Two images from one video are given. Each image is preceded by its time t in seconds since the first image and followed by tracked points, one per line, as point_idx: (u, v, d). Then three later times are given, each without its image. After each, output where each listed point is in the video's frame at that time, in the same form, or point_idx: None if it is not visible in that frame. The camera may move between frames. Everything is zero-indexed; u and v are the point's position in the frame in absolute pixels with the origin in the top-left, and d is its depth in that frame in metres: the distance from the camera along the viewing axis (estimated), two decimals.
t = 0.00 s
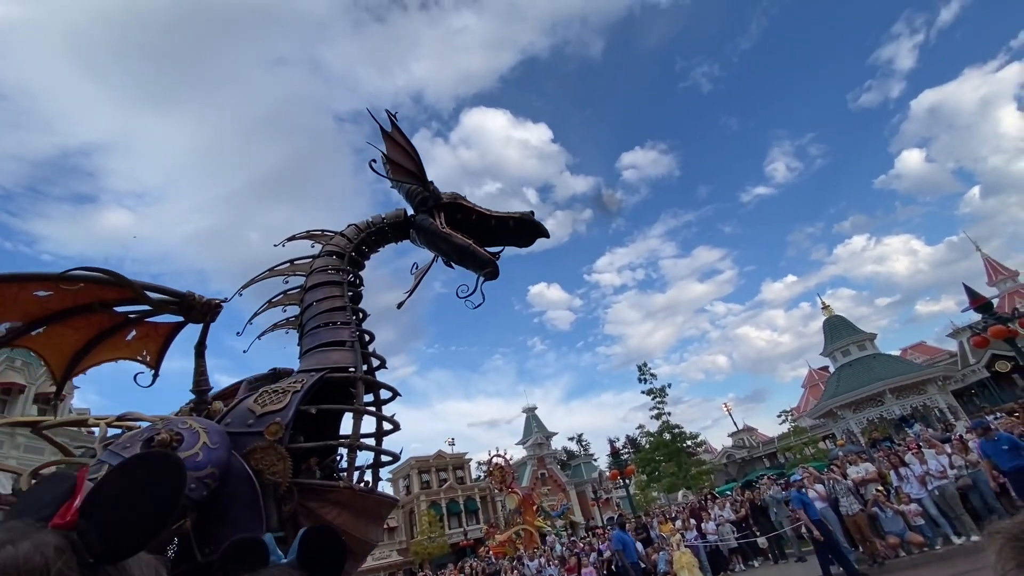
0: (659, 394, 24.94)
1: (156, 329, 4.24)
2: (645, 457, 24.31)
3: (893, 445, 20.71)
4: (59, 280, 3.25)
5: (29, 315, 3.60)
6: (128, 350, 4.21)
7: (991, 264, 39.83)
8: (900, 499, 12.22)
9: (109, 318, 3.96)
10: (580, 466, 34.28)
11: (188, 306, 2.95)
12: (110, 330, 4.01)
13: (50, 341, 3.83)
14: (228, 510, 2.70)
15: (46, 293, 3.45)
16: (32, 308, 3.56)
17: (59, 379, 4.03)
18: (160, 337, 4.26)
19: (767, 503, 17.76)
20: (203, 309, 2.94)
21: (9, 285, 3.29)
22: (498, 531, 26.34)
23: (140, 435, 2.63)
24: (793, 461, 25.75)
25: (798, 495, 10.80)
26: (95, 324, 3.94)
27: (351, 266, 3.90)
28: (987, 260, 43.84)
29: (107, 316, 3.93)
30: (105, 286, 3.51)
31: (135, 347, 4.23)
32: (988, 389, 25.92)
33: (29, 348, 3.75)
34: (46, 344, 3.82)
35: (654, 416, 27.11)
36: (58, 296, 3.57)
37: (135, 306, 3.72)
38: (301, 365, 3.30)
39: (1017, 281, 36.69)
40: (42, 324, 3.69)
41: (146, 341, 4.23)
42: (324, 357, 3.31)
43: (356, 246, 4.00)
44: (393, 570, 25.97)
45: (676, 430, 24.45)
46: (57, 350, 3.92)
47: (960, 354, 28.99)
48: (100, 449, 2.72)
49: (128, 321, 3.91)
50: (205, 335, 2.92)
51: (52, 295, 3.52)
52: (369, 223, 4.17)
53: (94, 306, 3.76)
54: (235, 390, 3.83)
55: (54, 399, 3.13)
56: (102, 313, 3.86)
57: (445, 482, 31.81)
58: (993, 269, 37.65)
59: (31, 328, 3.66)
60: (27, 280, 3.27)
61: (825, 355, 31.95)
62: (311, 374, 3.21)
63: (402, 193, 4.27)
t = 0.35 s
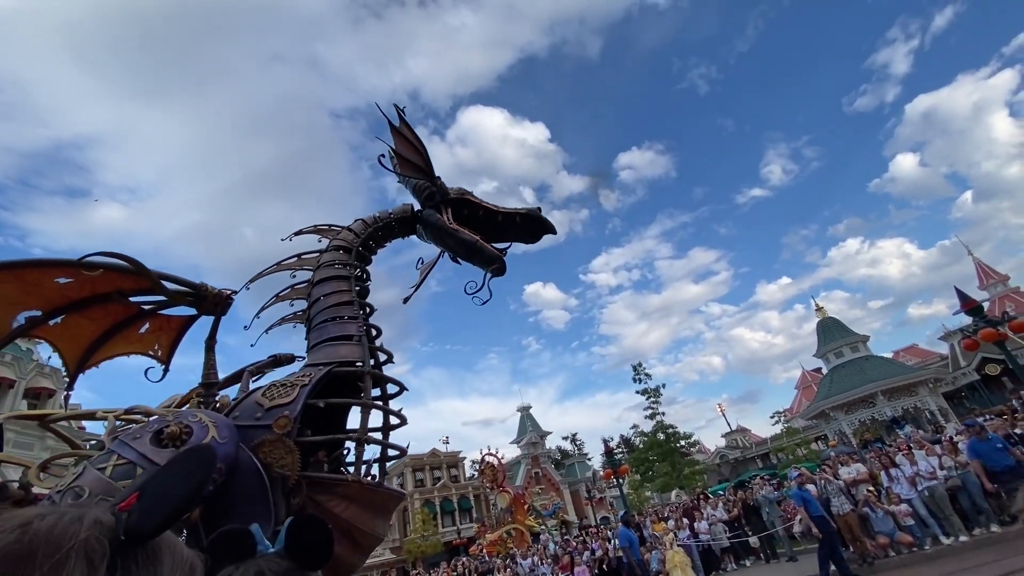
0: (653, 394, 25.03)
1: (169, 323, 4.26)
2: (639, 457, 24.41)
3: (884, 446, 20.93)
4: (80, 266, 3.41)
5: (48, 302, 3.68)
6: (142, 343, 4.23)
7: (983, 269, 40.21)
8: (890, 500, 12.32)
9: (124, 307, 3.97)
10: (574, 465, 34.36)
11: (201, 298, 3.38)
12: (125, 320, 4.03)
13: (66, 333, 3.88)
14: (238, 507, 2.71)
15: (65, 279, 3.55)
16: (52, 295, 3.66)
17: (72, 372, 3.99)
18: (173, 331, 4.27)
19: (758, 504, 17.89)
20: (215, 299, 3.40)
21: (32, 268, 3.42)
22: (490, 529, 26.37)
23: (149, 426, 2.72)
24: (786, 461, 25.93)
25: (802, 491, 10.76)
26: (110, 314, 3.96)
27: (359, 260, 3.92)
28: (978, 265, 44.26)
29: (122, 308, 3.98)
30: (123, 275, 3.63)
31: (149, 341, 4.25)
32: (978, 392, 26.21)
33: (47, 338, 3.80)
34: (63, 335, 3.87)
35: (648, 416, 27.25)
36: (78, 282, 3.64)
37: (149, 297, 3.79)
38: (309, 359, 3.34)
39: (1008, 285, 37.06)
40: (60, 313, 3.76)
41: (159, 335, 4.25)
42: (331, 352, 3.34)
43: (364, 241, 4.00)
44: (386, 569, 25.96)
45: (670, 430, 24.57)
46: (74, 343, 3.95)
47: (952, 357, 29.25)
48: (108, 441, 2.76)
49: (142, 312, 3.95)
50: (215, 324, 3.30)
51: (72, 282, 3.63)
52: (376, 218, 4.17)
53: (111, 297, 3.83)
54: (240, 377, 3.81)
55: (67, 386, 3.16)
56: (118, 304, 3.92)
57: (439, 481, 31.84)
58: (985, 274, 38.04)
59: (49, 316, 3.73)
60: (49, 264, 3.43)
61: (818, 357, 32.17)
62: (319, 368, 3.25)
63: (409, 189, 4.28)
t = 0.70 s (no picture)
0: (645, 386, 25.16)
1: (174, 314, 4.25)
2: (630, 449, 24.57)
3: (870, 437, 21.25)
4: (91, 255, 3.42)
5: (54, 292, 3.64)
6: (145, 335, 4.20)
7: (969, 262, 40.68)
8: (877, 489, 12.46)
9: (130, 296, 3.95)
10: (566, 457, 34.55)
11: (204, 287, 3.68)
12: (131, 311, 4.01)
13: (71, 324, 3.84)
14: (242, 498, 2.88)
15: (73, 267, 3.54)
16: (57, 285, 3.63)
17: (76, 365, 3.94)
18: (177, 322, 4.26)
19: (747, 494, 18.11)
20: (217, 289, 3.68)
21: (40, 256, 3.39)
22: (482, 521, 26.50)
23: (152, 416, 2.80)
24: (775, 452, 26.27)
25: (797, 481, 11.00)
26: (116, 304, 3.94)
27: (359, 250, 4.11)
28: (965, 258, 44.78)
29: (127, 298, 3.96)
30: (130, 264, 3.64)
31: (152, 332, 4.22)
32: (963, 384, 26.63)
33: (51, 330, 3.75)
34: (68, 327, 3.84)
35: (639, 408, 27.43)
36: (86, 271, 3.63)
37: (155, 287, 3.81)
38: (312, 348, 3.52)
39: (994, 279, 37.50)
40: (66, 303, 3.73)
41: (163, 325, 4.23)
42: (334, 341, 3.52)
43: (364, 231, 4.19)
44: (379, 561, 26.05)
45: (660, 422, 24.73)
46: (78, 335, 3.92)
47: (938, 349, 29.68)
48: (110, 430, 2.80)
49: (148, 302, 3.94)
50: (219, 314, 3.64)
51: (80, 271, 3.62)
52: (376, 208, 4.32)
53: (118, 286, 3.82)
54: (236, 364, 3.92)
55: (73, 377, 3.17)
56: (124, 294, 3.90)
57: (431, 473, 31.91)
58: (972, 267, 38.46)
59: (55, 306, 3.69)
60: (57, 251, 3.41)
61: (808, 349, 32.50)
62: (321, 358, 3.42)
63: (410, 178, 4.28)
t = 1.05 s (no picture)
0: (629, 388, 25.34)
1: (168, 310, 4.21)
2: (614, 450, 24.73)
3: (849, 440, 21.65)
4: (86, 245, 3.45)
5: (47, 285, 3.63)
6: (138, 332, 4.15)
7: (945, 269, 41.66)
8: (854, 491, 12.70)
9: (122, 290, 3.91)
10: (551, 458, 34.65)
11: (199, 282, 3.71)
12: (124, 305, 3.96)
13: (64, 319, 3.81)
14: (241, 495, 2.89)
15: (68, 259, 3.54)
16: (51, 278, 3.62)
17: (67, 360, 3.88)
18: (170, 319, 4.22)
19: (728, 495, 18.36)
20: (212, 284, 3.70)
21: (35, 246, 3.40)
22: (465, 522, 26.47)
23: (145, 412, 2.87)
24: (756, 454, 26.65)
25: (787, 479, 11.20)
26: (108, 298, 3.90)
27: (354, 246, 4.11)
28: (942, 265, 45.88)
29: (121, 292, 3.92)
30: (124, 256, 3.65)
31: (145, 329, 4.17)
32: (939, 388, 27.24)
33: (43, 325, 3.72)
34: (60, 321, 3.79)
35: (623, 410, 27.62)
36: (79, 263, 3.62)
37: (149, 281, 3.82)
38: (306, 344, 3.52)
39: (969, 286, 38.50)
40: (59, 297, 3.71)
41: (156, 322, 4.19)
42: (328, 338, 3.51)
43: (359, 226, 4.20)
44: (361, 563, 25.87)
45: (644, 424, 24.91)
46: (71, 331, 3.87)
47: (915, 354, 30.36)
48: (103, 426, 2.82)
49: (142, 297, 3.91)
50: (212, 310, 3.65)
51: (74, 263, 3.61)
52: (373, 203, 4.34)
53: (111, 280, 3.81)
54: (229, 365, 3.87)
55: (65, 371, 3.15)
56: (118, 289, 3.88)
57: (415, 474, 31.79)
58: (948, 274, 39.39)
59: (48, 299, 3.67)
60: (52, 242, 3.43)
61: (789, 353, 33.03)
62: (316, 354, 3.42)
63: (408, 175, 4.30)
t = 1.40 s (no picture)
0: (616, 402, 25.36)
1: (165, 309, 4.14)
2: (599, 464, 24.68)
3: (831, 458, 21.84)
4: (85, 245, 3.38)
5: (42, 283, 3.54)
6: (135, 331, 4.08)
7: (925, 292, 42.58)
8: (836, 509, 12.79)
9: (119, 289, 3.84)
10: (535, 471, 34.44)
11: (198, 283, 3.57)
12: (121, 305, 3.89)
13: (59, 317, 3.73)
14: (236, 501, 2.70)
15: (65, 258, 3.45)
16: (47, 276, 3.53)
17: (62, 358, 3.82)
18: (168, 319, 4.15)
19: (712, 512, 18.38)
20: (211, 287, 3.56)
21: (32, 244, 3.31)
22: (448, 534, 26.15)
23: (139, 412, 2.63)
24: (740, 471, 26.76)
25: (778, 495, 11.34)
26: (104, 297, 3.82)
27: (355, 250, 3.94)
28: (924, 288, 46.81)
29: (118, 291, 3.85)
30: (123, 256, 3.57)
31: (142, 328, 4.10)
32: (919, 409, 27.64)
33: (38, 323, 3.64)
34: (55, 320, 3.72)
35: (608, 424, 27.62)
36: (76, 262, 3.54)
37: (147, 281, 3.74)
38: (303, 349, 3.34)
39: (948, 309, 39.36)
40: (55, 295, 3.63)
41: (153, 322, 4.12)
42: (328, 343, 3.32)
43: (360, 232, 4.04)
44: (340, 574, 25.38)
45: (630, 438, 24.92)
46: (66, 329, 3.80)
47: (896, 375, 30.80)
48: (95, 428, 2.63)
49: (139, 297, 3.85)
50: (210, 312, 3.45)
51: (71, 262, 3.53)
52: (374, 208, 4.18)
53: (108, 279, 3.73)
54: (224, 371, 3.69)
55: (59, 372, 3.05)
56: (115, 288, 3.81)
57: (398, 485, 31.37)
58: (928, 297, 40.24)
59: (43, 297, 3.58)
60: (49, 241, 3.34)
61: (774, 370, 33.36)
62: (314, 359, 3.22)
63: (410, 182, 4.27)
